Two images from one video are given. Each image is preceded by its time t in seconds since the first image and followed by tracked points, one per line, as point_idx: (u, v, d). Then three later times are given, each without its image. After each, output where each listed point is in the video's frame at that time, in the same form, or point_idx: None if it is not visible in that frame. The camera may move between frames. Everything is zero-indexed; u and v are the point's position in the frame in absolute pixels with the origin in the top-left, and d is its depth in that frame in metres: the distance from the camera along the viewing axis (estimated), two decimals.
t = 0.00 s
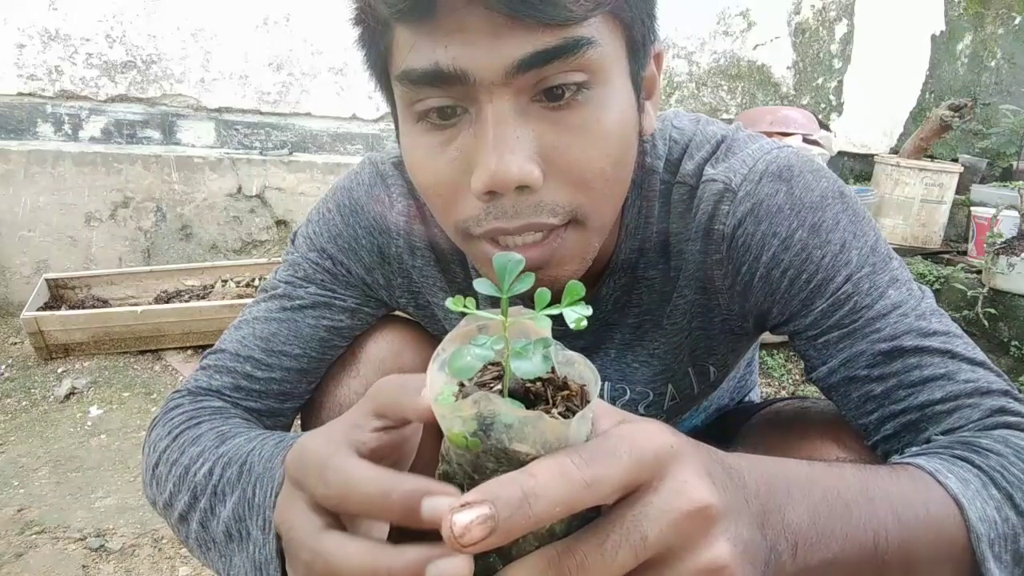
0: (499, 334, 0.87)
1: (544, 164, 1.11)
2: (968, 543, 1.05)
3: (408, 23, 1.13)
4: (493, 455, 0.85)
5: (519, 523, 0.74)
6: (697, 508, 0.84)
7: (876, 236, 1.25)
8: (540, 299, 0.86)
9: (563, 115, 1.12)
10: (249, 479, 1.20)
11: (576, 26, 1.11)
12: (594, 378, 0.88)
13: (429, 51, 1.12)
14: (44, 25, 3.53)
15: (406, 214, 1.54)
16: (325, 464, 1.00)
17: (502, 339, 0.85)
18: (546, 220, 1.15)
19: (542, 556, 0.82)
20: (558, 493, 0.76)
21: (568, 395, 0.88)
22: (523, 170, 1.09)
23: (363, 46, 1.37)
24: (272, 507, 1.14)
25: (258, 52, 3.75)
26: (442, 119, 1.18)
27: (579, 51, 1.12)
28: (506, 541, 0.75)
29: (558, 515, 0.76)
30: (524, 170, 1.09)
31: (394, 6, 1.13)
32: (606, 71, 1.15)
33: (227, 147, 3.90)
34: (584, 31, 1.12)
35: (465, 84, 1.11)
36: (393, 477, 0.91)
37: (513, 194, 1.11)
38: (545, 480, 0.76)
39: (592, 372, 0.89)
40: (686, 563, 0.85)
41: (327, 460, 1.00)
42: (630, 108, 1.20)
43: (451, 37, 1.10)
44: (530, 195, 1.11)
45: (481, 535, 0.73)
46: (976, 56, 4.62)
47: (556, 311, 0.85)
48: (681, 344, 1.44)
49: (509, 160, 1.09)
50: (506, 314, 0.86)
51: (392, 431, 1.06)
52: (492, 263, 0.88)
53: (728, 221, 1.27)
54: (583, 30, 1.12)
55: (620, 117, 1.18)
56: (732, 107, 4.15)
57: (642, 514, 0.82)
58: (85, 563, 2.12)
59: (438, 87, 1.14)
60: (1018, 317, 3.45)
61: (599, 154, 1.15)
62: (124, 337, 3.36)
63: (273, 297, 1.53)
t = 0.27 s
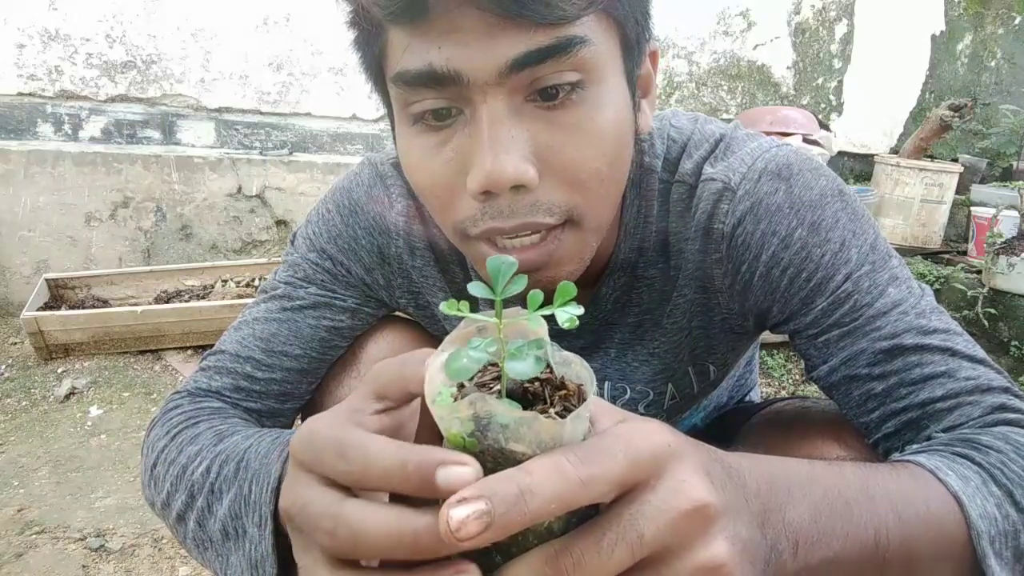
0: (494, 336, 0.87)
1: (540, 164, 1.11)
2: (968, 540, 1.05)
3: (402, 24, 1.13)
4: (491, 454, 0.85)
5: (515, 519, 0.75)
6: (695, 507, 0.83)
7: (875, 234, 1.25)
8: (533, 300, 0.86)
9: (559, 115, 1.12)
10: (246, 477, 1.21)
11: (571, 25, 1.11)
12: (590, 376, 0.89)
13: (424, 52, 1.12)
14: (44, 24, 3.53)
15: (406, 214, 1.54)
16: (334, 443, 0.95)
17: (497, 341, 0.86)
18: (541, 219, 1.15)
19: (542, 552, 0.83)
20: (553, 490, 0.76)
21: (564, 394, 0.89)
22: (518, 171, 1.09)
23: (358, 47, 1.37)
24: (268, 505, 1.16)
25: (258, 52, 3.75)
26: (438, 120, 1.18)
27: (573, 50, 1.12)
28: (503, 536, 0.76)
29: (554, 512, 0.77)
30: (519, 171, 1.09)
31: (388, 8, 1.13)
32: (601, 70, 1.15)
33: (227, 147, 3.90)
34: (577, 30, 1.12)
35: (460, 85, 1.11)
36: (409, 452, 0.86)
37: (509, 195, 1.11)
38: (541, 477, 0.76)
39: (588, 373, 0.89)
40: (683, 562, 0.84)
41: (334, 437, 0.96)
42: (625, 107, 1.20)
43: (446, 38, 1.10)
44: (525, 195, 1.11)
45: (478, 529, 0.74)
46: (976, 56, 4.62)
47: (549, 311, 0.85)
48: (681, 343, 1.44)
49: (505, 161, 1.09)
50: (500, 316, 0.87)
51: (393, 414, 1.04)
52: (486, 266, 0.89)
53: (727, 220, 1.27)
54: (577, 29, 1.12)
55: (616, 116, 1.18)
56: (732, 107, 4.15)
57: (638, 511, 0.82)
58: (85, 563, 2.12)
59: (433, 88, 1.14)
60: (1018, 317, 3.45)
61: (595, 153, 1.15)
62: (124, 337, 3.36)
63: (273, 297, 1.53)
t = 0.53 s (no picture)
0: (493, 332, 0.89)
1: (540, 164, 1.12)
2: (971, 541, 1.06)
3: (401, 26, 1.13)
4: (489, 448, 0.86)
5: (503, 502, 0.76)
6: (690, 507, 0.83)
7: (876, 234, 1.25)
8: (531, 297, 0.88)
9: (558, 116, 1.12)
10: (241, 476, 1.21)
11: (570, 26, 1.11)
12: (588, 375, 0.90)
13: (423, 53, 1.12)
14: (44, 24, 3.53)
15: (406, 214, 1.54)
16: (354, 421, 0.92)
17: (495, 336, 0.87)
18: (540, 220, 1.15)
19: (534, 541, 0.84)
20: (542, 477, 0.77)
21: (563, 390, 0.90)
22: (517, 171, 1.09)
23: (357, 48, 1.37)
24: (262, 505, 1.16)
25: (258, 52, 3.75)
26: (437, 121, 1.18)
27: (573, 51, 1.12)
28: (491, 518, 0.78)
29: (541, 499, 0.78)
30: (519, 171, 1.09)
31: (386, 10, 1.13)
32: (601, 70, 1.15)
33: (227, 147, 3.90)
34: (577, 30, 1.12)
35: (458, 86, 1.11)
36: (444, 428, 0.85)
37: (508, 196, 1.11)
38: (531, 464, 0.78)
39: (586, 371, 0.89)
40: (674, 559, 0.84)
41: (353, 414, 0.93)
42: (625, 107, 1.20)
43: (444, 40, 1.10)
44: (524, 195, 1.11)
45: (467, 507, 0.76)
46: (976, 56, 4.62)
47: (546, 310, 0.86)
48: (682, 343, 1.44)
49: (504, 161, 1.09)
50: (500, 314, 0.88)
51: (394, 405, 1.04)
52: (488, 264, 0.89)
53: (728, 221, 1.27)
54: (577, 30, 1.12)
55: (616, 116, 1.18)
56: (732, 107, 4.15)
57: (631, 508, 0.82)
58: (85, 563, 2.12)
59: (432, 89, 1.14)
60: (1018, 317, 3.45)
61: (595, 154, 1.16)
62: (124, 337, 3.36)
63: (273, 297, 1.53)
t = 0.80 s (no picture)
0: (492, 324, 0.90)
1: (537, 166, 1.12)
2: (974, 543, 1.06)
3: (399, 28, 1.13)
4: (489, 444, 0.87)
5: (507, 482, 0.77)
6: (691, 496, 0.83)
7: (876, 235, 1.25)
8: (528, 288, 0.88)
9: (556, 118, 1.12)
10: (238, 477, 1.21)
11: (568, 27, 1.10)
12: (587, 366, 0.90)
13: (421, 55, 1.12)
14: (44, 24, 3.53)
15: (405, 215, 1.54)
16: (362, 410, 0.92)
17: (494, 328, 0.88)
18: (538, 222, 1.15)
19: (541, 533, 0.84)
20: (545, 461, 0.77)
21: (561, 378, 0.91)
22: (515, 173, 1.09)
23: (355, 50, 1.37)
24: (257, 504, 1.16)
25: (258, 52, 3.75)
26: (435, 122, 1.17)
27: (571, 52, 1.11)
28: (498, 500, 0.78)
29: (545, 484, 0.78)
30: (517, 172, 1.09)
31: (384, 11, 1.13)
32: (599, 71, 1.15)
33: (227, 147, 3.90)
34: (575, 31, 1.11)
35: (456, 88, 1.11)
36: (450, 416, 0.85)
37: (506, 196, 1.11)
38: (535, 448, 0.78)
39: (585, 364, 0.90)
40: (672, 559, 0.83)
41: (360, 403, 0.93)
42: (624, 108, 1.20)
43: (442, 41, 1.10)
44: (522, 197, 1.11)
45: (472, 486, 0.77)
46: (976, 56, 4.62)
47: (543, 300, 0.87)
48: (681, 345, 1.44)
49: (502, 163, 1.09)
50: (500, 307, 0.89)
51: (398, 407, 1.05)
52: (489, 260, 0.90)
53: (727, 222, 1.27)
54: (575, 31, 1.11)
55: (614, 117, 1.18)
56: (732, 107, 4.15)
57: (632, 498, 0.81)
58: (85, 563, 2.12)
59: (430, 91, 1.14)
60: (1018, 317, 3.45)
61: (593, 155, 1.16)
62: (124, 337, 3.36)
63: (272, 298, 1.53)
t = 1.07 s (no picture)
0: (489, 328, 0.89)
1: (535, 167, 1.12)
2: (976, 544, 1.05)
3: (396, 29, 1.13)
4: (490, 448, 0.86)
5: (515, 474, 0.76)
6: (693, 492, 0.83)
7: (875, 235, 1.25)
8: (525, 291, 0.88)
9: (554, 119, 1.12)
10: (212, 471, 1.20)
11: (566, 28, 1.10)
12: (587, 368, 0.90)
13: (419, 56, 1.11)
14: (44, 24, 3.53)
15: (404, 216, 1.54)
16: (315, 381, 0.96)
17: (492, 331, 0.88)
18: (537, 223, 1.15)
19: (546, 531, 0.83)
20: (552, 453, 0.77)
21: (557, 381, 0.91)
22: (513, 174, 1.09)
23: (353, 51, 1.36)
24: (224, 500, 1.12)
25: (258, 52, 3.75)
26: (433, 123, 1.17)
27: (568, 54, 1.11)
28: (503, 494, 0.77)
29: (551, 477, 0.77)
30: (515, 173, 1.09)
31: (382, 13, 1.13)
32: (596, 72, 1.15)
33: (228, 147, 3.90)
34: (573, 32, 1.11)
35: (454, 89, 1.11)
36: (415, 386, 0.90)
37: (504, 197, 1.11)
38: (541, 441, 0.78)
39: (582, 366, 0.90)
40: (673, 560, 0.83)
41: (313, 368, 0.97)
42: (621, 109, 1.20)
43: (440, 43, 1.09)
44: (521, 198, 1.12)
45: (478, 479, 0.76)
46: (976, 56, 4.62)
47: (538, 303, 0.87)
48: (681, 345, 1.44)
49: (500, 164, 1.09)
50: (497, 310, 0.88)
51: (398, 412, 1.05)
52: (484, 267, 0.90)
53: (727, 223, 1.27)
54: (572, 32, 1.11)
55: (612, 118, 1.18)
56: (732, 107, 4.15)
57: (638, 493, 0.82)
58: (85, 563, 2.12)
59: (428, 93, 1.14)
60: (1018, 317, 3.45)
61: (591, 156, 1.16)
62: (124, 337, 3.36)
63: (271, 298, 1.53)
